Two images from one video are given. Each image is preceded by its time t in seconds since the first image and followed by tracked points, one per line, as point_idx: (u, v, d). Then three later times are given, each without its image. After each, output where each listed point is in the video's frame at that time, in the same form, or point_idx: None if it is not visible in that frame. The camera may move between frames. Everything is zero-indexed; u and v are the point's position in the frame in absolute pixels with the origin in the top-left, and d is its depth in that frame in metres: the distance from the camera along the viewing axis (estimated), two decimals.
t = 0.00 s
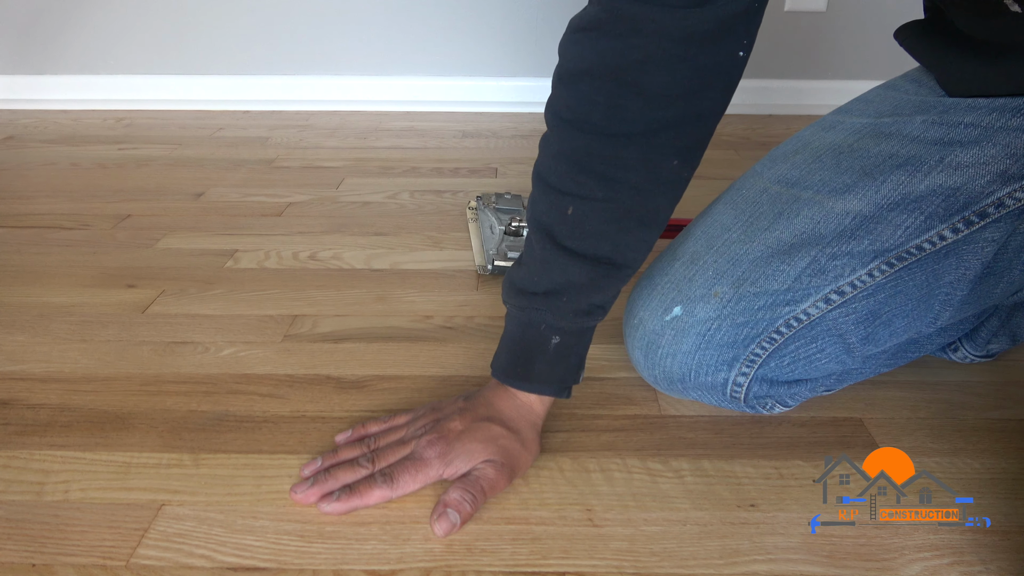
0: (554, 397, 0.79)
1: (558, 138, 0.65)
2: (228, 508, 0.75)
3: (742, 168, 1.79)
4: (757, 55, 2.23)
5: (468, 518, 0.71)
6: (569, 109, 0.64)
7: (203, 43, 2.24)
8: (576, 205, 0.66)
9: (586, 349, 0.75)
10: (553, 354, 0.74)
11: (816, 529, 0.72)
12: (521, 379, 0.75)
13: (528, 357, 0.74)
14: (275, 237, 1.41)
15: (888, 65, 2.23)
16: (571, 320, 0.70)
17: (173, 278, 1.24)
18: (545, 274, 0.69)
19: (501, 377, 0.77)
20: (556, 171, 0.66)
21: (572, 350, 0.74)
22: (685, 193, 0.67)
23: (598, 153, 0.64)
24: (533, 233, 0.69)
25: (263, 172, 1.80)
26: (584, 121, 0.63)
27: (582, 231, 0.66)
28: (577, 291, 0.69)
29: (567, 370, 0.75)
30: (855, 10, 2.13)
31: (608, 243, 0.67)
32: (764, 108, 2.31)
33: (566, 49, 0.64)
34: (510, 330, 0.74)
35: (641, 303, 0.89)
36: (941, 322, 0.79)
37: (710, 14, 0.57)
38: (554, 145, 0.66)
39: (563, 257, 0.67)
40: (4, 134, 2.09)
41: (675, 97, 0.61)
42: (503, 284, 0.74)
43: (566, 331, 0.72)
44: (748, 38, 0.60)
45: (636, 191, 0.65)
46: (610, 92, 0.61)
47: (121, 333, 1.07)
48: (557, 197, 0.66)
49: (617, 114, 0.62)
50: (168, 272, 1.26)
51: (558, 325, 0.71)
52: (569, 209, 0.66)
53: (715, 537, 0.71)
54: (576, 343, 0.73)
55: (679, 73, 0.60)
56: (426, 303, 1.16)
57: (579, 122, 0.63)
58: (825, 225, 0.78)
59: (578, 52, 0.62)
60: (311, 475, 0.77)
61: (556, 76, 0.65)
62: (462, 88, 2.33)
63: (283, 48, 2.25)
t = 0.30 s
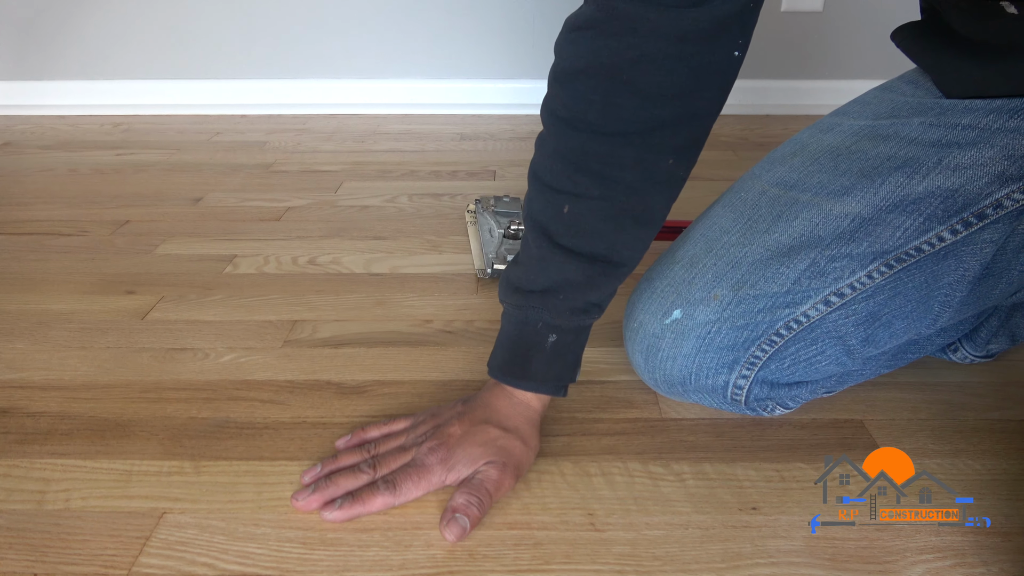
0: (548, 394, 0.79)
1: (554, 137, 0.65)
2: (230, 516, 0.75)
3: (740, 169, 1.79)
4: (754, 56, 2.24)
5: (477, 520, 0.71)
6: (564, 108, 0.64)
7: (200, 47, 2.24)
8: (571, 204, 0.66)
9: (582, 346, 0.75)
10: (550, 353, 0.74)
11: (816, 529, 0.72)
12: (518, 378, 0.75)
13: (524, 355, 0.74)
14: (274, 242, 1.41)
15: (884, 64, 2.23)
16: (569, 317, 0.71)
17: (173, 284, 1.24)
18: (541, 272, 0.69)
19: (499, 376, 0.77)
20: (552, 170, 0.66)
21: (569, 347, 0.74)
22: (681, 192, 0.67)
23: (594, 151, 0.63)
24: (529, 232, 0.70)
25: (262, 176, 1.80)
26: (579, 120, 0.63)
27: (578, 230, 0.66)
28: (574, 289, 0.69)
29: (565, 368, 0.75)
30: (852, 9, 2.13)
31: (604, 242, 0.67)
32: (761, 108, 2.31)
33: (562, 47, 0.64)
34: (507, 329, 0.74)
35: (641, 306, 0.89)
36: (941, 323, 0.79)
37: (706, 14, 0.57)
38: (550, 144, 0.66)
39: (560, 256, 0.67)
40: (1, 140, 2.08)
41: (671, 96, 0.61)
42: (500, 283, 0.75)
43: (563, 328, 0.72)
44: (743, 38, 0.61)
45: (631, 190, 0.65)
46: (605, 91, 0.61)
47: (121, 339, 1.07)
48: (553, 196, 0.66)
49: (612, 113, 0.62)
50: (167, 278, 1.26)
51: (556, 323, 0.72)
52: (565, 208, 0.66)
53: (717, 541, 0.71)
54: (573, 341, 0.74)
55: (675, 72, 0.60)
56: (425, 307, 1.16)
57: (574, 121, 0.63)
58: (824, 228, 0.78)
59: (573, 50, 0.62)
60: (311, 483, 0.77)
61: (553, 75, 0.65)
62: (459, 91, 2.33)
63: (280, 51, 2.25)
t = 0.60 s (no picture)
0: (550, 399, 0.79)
1: (553, 144, 0.65)
2: (229, 519, 0.75)
3: (737, 168, 1.79)
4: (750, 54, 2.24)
5: (475, 524, 0.72)
6: (563, 115, 0.64)
7: (197, 50, 2.24)
8: (571, 209, 0.66)
9: (583, 351, 0.75)
10: (550, 357, 0.74)
11: (816, 529, 0.72)
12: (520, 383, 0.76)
13: (525, 361, 0.75)
14: (272, 244, 1.41)
15: (881, 62, 2.24)
16: (568, 324, 0.71)
17: (171, 288, 1.24)
18: (541, 278, 0.69)
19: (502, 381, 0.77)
20: (551, 177, 0.66)
21: (570, 354, 0.74)
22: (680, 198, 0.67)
23: (592, 158, 0.64)
24: (529, 238, 0.70)
25: (259, 179, 1.80)
26: (578, 127, 0.63)
27: (578, 236, 0.66)
28: (575, 295, 0.69)
29: (566, 374, 0.76)
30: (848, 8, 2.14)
31: (604, 248, 0.67)
32: (759, 107, 2.31)
33: (561, 54, 0.64)
34: (509, 336, 0.75)
35: (639, 307, 0.89)
36: (938, 322, 0.79)
37: (704, 18, 0.57)
38: (549, 151, 0.66)
39: (559, 261, 0.67)
40: None
41: (668, 101, 0.61)
42: (501, 291, 0.75)
43: (563, 335, 0.72)
44: (741, 42, 0.61)
45: (630, 196, 0.65)
46: (604, 99, 0.61)
47: (119, 343, 1.07)
48: (552, 202, 0.67)
49: (611, 120, 0.62)
50: (165, 281, 1.26)
51: (556, 328, 0.72)
52: (564, 214, 0.66)
53: (716, 541, 0.71)
54: (573, 346, 0.74)
55: (673, 77, 0.60)
56: (423, 309, 1.16)
57: (573, 128, 0.64)
58: (820, 228, 0.79)
59: (572, 55, 0.63)
60: (310, 486, 0.77)
61: (552, 82, 0.66)
62: (457, 92, 2.33)
63: (278, 54, 2.25)
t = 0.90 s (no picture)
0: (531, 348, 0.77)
1: (550, 115, 0.66)
2: (235, 521, 0.75)
3: (738, 167, 1.80)
4: (750, 53, 2.24)
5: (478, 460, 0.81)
6: (561, 90, 0.65)
7: (198, 53, 2.25)
8: (560, 176, 0.66)
9: (564, 308, 0.74)
10: (529, 310, 0.73)
11: (816, 529, 0.72)
12: (500, 331, 0.75)
13: (510, 309, 0.74)
14: (274, 247, 1.42)
15: (881, 61, 2.24)
16: (549, 279, 0.70)
17: (174, 291, 1.24)
18: (529, 237, 0.69)
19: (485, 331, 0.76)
20: (546, 144, 0.67)
21: (550, 307, 0.73)
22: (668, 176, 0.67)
23: (584, 129, 0.64)
24: (522, 200, 0.70)
25: (261, 181, 1.80)
26: (574, 100, 0.64)
27: (565, 202, 0.67)
28: (557, 254, 0.69)
29: (543, 327, 0.74)
30: (847, 6, 2.14)
31: (590, 215, 0.67)
32: (759, 107, 2.32)
33: (564, 34, 0.66)
34: (495, 283, 0.75)
35: (641, 308, 0.89)
36: (939, 320, 0.79)
37: (692, 16, 0.59)
38: (547, 121, 0.67)
39: (545, 223, 0.68)
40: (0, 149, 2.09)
41: (659, 88, 0.62)
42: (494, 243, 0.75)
43: (543, 288, 0.72)
44: (733, 35, 0.62)
45: (617, 169, 0.65)
46: (599, 77, 0.63)
47: (123, 347, 1.07)
48: (543, 167, 0.67)
49: (605, 97, 0.63)
50: (168, 284, 1.27)
51: (537, 282, 0.71)
52: (555, 179, 0.66)
53: (719, 540, 0.71)
54: (554, 301, 0.73)
55: (664, 67, 0.61)
56: (426, 311, 1.17)
57: (569, 101, 0.64)
58: (821, 227, 0.79)
59: (572, 41, 0.64)
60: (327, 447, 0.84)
61: (554, 58, 0.67)
62: (457, 94, 2.33)
63: (278, 57, 2.26)
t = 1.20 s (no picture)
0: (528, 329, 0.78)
1: (559, 111, 0.67)
2: (235, 526, 0.75)
3: (736, 168, 1.80)
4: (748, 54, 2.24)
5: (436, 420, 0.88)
6: (570, 86, 0.66)
7: (198, 58, 2.26)
8: (565, 168, 0.67)
9: (565, 293, 0.74)
10: (526, 290, 0.74)
11: (816, 529, 0.73)
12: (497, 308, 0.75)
13: (508, 290, 0.75)
14: (273, 251, 1.42)
15: (879, 62, 2.24)
16: (547, 263, 0.71)
17: (174, 296, 1.25)
18: (532, 221, 0.70)
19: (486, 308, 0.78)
20: (554, 137, 0.67)
21: (549, 291, 0.74)
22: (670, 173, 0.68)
23: (588, 126, 0.65)
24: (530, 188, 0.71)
25: (260, 186, 1.81)
26: (580, 97, 0.65)
27: (568, 191, 0.68)
28: (556, 237, 0.70)
29: (540, 309, 0.75)
30: (845, 7, 2.14)
31: (590, 206, 0.68)
32: (757, 107, 2.32)
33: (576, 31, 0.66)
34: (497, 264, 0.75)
35: (638, 311, 0.90)
36: (935, 322, 0.79)
37: (691, 22, 0.60)
38: (556, 116, 0.67)
39: (546, 210, 0.69)
40: (1, 155, 2.10)
41: (662, 88, 0.63)
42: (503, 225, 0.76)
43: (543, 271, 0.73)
44: (735, 38, 0.63)
45: (619, 164, 0.66)
46: (603, 76, 0.63)
47: (124, 352, 1.08)
48: (548, 157, 0.68)
49: (610, 95, 0.64)
50: (168, 290, 1.27)
51: (537, 263, 0.72)
52: (559, 170, 0.67)
53: (717, 543, 0.71)
54: (553, 285, 0.73)
55: (666, 68, 0.62)
56: (425, 314, 1.17)
57: (577, 98, 0.65)
58: (817, 229, 0.79)
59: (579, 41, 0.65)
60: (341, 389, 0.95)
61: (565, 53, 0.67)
62: (456, 97, 2.34)
63: (278, 62, 2.27)
